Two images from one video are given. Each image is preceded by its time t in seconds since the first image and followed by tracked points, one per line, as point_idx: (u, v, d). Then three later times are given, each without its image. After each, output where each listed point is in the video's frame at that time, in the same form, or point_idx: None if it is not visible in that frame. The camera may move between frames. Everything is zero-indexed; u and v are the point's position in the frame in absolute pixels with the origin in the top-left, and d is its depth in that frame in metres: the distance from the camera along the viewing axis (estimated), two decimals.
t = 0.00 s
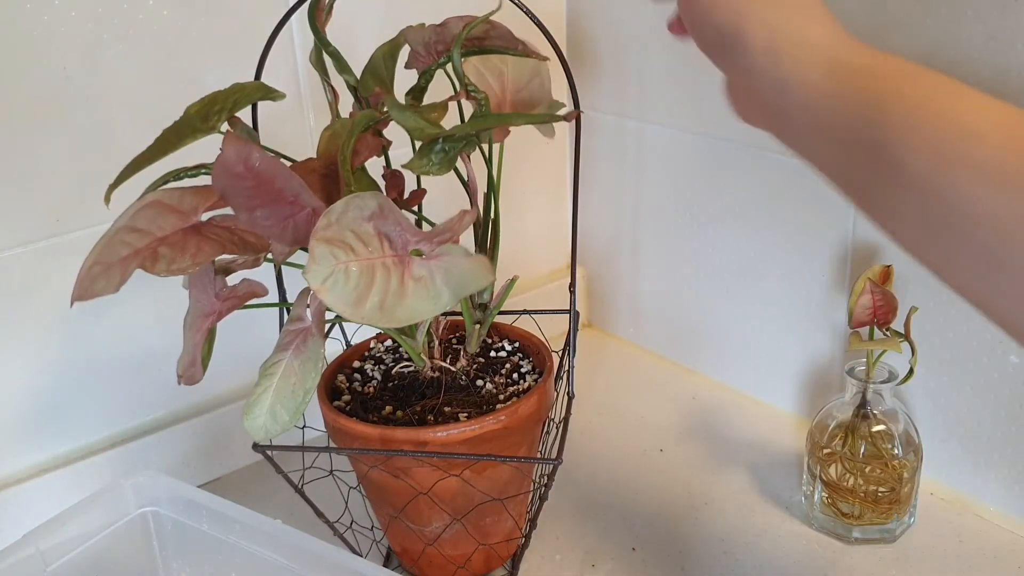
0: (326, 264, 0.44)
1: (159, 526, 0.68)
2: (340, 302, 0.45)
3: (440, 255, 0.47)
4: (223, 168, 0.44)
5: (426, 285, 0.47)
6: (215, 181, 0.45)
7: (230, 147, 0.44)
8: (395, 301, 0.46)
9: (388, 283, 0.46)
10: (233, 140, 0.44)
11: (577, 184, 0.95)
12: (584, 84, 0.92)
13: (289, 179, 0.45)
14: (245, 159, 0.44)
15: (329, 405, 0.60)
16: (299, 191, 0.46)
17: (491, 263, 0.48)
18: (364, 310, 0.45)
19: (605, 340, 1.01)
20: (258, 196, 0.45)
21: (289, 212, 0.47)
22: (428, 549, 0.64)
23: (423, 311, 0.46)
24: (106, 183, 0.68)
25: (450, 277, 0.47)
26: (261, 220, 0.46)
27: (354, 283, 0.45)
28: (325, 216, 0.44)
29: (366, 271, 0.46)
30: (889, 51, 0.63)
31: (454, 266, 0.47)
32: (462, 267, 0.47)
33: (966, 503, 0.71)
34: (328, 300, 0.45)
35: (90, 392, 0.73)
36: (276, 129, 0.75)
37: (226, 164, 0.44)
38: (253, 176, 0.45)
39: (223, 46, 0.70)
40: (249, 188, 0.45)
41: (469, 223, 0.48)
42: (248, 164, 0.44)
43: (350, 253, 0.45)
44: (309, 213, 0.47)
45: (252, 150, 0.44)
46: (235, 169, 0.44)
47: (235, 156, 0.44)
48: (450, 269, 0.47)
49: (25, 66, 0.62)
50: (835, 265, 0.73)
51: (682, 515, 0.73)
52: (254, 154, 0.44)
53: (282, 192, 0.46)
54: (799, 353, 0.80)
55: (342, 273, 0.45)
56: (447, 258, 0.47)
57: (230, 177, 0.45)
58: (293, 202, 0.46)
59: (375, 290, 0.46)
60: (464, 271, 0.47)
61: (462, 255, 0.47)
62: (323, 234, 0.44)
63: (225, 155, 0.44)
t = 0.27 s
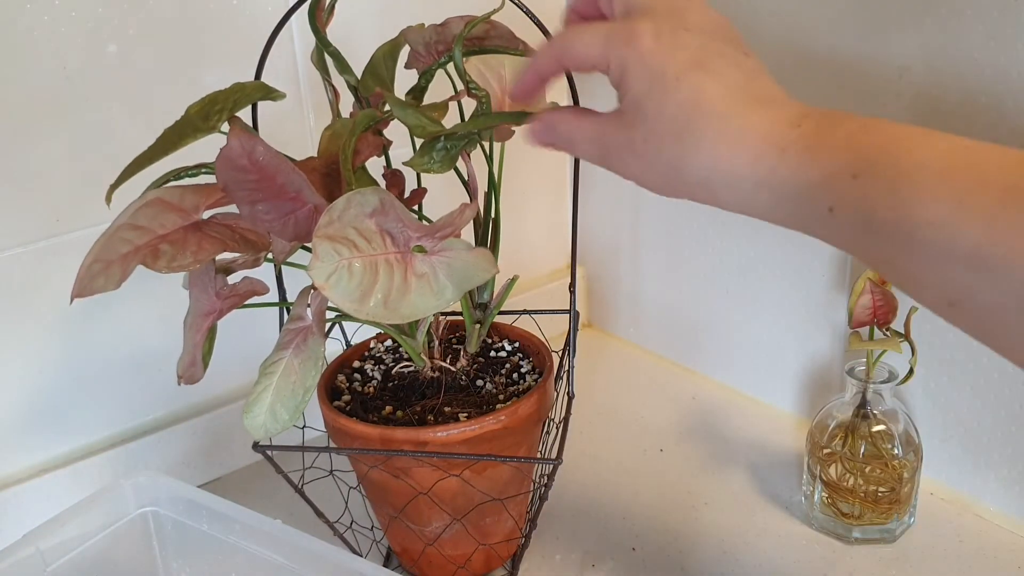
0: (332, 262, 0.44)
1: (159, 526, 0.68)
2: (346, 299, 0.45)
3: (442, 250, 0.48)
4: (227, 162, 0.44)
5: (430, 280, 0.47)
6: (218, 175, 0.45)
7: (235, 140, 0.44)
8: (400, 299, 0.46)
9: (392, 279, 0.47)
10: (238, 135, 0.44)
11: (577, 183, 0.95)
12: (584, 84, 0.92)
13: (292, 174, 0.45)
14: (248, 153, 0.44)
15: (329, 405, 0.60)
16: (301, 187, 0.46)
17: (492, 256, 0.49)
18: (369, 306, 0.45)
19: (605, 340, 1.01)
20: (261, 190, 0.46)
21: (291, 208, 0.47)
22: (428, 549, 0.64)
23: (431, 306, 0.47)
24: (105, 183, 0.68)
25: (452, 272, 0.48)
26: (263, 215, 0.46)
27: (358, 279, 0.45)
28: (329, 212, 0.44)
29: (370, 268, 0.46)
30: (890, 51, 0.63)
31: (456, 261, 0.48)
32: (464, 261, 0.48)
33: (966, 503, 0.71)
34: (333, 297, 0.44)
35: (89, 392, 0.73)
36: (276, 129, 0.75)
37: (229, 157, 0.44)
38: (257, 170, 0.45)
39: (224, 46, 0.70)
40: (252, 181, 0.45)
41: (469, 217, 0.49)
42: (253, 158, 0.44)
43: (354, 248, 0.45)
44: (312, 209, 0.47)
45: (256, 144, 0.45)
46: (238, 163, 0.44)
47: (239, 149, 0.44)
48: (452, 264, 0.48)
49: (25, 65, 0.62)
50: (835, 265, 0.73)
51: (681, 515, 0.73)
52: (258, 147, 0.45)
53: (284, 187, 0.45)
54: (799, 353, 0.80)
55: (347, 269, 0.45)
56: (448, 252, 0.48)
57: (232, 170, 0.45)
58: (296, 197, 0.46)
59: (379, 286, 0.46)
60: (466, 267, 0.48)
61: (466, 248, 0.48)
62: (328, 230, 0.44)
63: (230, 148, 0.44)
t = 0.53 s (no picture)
0: (333, 261, 0.44)
1: (159, 526, 0.68)
2: (346, 298, 0.45)
3: (443, 249, 0.48)
4: (225, 163, 0.44)
5: (430, 279, 0.47)
6: (218, 176, 0.45)
7: (235, 142, 0.44)
8: (401, 297, 0.46)
9: (392, 278, 0.47)
10: (237, 136, 0.44)
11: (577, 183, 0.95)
12: (584, 84, 0.92)
13: (291, 175, 0.45)
14: (248, 155, 0.44)
15: (329, 405, 0.60)
16: (300, 187, 0.46)
17: (492, 255, 0.49)
18: (369, 305, 0.45)
19: (605, 340, 1.01)
20: (259, 191, 0.46)
21: (291, 208, 0.47)
22: (428, 550, 0.64)
23: (432, 305, 0.47)
24: (106, 183, 0.68)
25: (453, 271, 0.48)
26: (262, 215, 0.46)
27: (358, 278, 0.45)
28: (329, 211, 0.44)
29: (371, 267, 0.46)
30: (890, 51, 0.63)
31: (456, 260, 0.48)
32: (464, 260, 0.48)
33: (966, 503, 0.71)
34: (332, 296, 0.44)
35: (89, 393, 0.73)
36: (276, 129, 0.75)
37: (227, 158, 0.44)
38: (256, 172, 0.45)
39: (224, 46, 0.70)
40: (251, 182, 0.45)
41: (470, 216, 0.49)
42: (252, 160, 0.44)
43: (354, 248, 0.45)
44: (311, 209, 0.47)
45: (254, 144, 0.44)
46: (237, 164, 0.44)
47: (237, 150, 0.44)
48: (452, 264, 0.48)
49: (26, 66, 0.62)
50: (835, 265, 0.73)
51: (682, 515, 0.73)
52: (256, 148, 0.44)
53: (284, 188, 0.45)
54: (799, 353, 0.80)
55: (347, 268, 0.45)
56: (448, 252, 0.48)
57: (231, 172, 0.45)
58: (295, 197, 0.46)
59: (379, 285, 0.46)
60: (467, 266, 0.48)
61: (466, 248, 0.48)
62: (328, 229, 0.44)
63: (229, 151, 0.44)
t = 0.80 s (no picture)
0: (332, 260, 0.44)
1: (159, 525, 0.68)
2: (346, 298, 0.45)
3: (443, 250, 0.48)
4: (227, 160, 0.44)
5: (430, 279, 0.47)
6: (219, 173, 0.45)
7: (236, 140, 0.44)
8: (400, 297, 0.46)
9: (392, 279, 0.47)
10: (238, 134, 0.44)
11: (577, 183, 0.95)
12: (583, 84, 0.92)
13: (292, 174, 0.45)
14: (249, 153, 0.44)
15: (329, 405, 0.60)
16: (301, 187, 0.46)
17: (492, 254, 0.49)
18: (369, 306, 0.45)
19: (605, 340, 1.01)
20: (261, 190, 0.46)
21: (291, 207, 0.47)
22: (429, 550, 0.64)
23: (432, 305, 0.47)
24: (105, 183, 0.68)
25: (453, 271, 0.48)
26: (262, 214, 0.46)
27: (358, 278, 0.45)
28: (329, 212, 0.44)
29: (371, 267, 0.46)
30: (890, 51, 0.63)
31: (456, 260, 0.48)
32: (465, 260, 0.48)
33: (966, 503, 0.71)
34: (333, 296, 0.44)
35: (89, 393, 0.73)
36: (277, 129, 0.75)
37: (229, 157, 0.44)
38: (257, 170, 0.45)
39: (224, 46, 0.70)
40: (252, 181, 0.45)
41: (469, 216, 0.49)
42: (253, 158, 0.44)
43: (354, 248, 0.45)
44: (312, 209, 0.47)
45: (256, 143, 0.44)
46: (238, 162, 0.44)
47: (239, 149, 0.44)
48: (452, 264, 0.48)
49: (25, 66, 0.62)
50: (835, 265, 0.73)
51: (682, 516, 0.73)
52: (258, 147, 0.45)
53: (285, 187, 0.45)
54: (799, 352, 0.80)
55: (347, 267, 0.45)
56: (449, 252, 0.48)
57: (232, 170, 0.45)
58: (296, 196, 0.46)
59: (379, 285, 0.46)
60: (467, 266, 0.48)
61: (466, 248, 0.48)
62: (328, 230, 0.44)
63: (230, 148, 0.44)
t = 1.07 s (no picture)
0: (333, 261, 0.44)
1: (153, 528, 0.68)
2: (347, 298, 0.45)
3: (444, 250, 0.48)
4: (227, 162, 0.44)
5: (431, 280, 0.47)
6: (219, 175, 0.45)
7: (235, 142, 0.44)
8: (400, 298, 0.46)
9: (392, 279, 0.47)
10: (237, 136, 0.44)
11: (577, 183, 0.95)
12: (583, 84, 0.92)
13: (292, 175, 0.45)
14: (249, 154, 0.44)
15: (329, 405, 0.60)
16: (302, 188, 0.46)
17: (494, 254, 0.49)
18: (370, 306, 0.45)
19: (605, 340, 1.01)
20: (261, 191, 0.46)
21: (292, 208, 0.47)
22: (429, 550, 0.64)
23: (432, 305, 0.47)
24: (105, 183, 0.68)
25: (453, 272, 0.48)
26: (262, 215, 0.46)
27: (359, 278, 0.45)
28: (330, 212, 0.44)
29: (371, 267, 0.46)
30: (890, 51, 0.63)
31: (457, 260, 0.48)
32: (466, 261, 0.48)
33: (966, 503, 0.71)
34: (334, 296, 0.45)
35: (88, 393, 0.73)
36: (277, 129, 0.75)
37: (229, 158, 0.44)
38: (257, 171, 0.45)
39: (224, 46, 0.70)
40: (252, 183, 0.45)
41: (470, 215, 0.49)
42: (253, 160, 0.44)
43: (355, 248, 0.45)
44: (312, 209, 0.47)
45: (256, 145, 0.44)
46: (238, 164, 0.44)
47: (239, 150, 0.44)
48: (452, 264, 0.48)
49: (26, 66, 0.62)
50: (835, 265, 0.73)
51: (682, 516, 0.73)
52: (258, 148, 0.44)
53: (285, 188, 0.45)
54: (798, 352, 0.80)
55: (348, 268, 0.45)
56: (450, 252, 0.48)
57: (232, 172, 0.45)
58: (296, 197, 0.46)
59: (379, 285, 0.46)
60: (467, 267, 0.48)
61: (467, 248, 0.48)
62: (329, 230, 0.44)
63: (230, 150, 0.44)
